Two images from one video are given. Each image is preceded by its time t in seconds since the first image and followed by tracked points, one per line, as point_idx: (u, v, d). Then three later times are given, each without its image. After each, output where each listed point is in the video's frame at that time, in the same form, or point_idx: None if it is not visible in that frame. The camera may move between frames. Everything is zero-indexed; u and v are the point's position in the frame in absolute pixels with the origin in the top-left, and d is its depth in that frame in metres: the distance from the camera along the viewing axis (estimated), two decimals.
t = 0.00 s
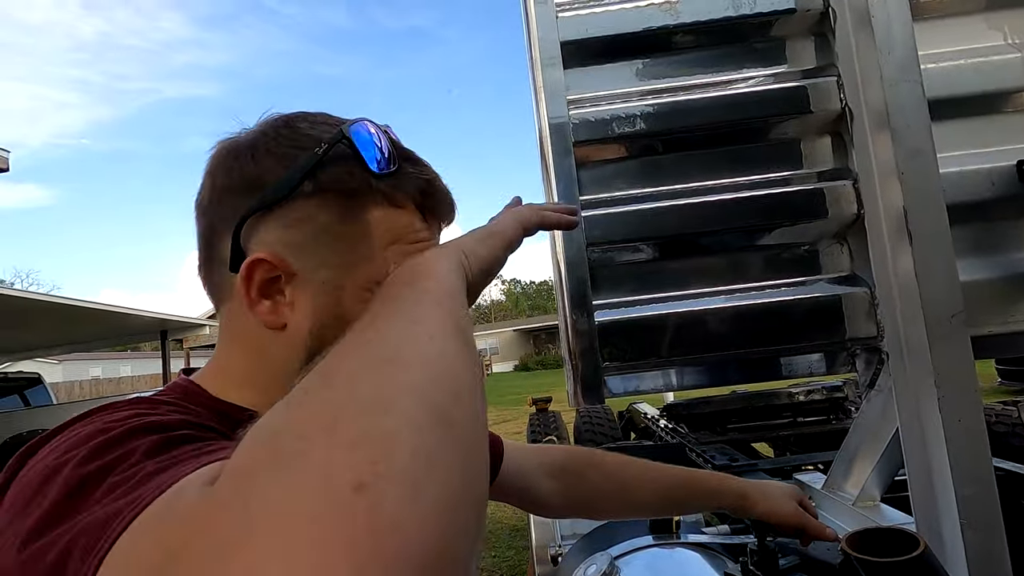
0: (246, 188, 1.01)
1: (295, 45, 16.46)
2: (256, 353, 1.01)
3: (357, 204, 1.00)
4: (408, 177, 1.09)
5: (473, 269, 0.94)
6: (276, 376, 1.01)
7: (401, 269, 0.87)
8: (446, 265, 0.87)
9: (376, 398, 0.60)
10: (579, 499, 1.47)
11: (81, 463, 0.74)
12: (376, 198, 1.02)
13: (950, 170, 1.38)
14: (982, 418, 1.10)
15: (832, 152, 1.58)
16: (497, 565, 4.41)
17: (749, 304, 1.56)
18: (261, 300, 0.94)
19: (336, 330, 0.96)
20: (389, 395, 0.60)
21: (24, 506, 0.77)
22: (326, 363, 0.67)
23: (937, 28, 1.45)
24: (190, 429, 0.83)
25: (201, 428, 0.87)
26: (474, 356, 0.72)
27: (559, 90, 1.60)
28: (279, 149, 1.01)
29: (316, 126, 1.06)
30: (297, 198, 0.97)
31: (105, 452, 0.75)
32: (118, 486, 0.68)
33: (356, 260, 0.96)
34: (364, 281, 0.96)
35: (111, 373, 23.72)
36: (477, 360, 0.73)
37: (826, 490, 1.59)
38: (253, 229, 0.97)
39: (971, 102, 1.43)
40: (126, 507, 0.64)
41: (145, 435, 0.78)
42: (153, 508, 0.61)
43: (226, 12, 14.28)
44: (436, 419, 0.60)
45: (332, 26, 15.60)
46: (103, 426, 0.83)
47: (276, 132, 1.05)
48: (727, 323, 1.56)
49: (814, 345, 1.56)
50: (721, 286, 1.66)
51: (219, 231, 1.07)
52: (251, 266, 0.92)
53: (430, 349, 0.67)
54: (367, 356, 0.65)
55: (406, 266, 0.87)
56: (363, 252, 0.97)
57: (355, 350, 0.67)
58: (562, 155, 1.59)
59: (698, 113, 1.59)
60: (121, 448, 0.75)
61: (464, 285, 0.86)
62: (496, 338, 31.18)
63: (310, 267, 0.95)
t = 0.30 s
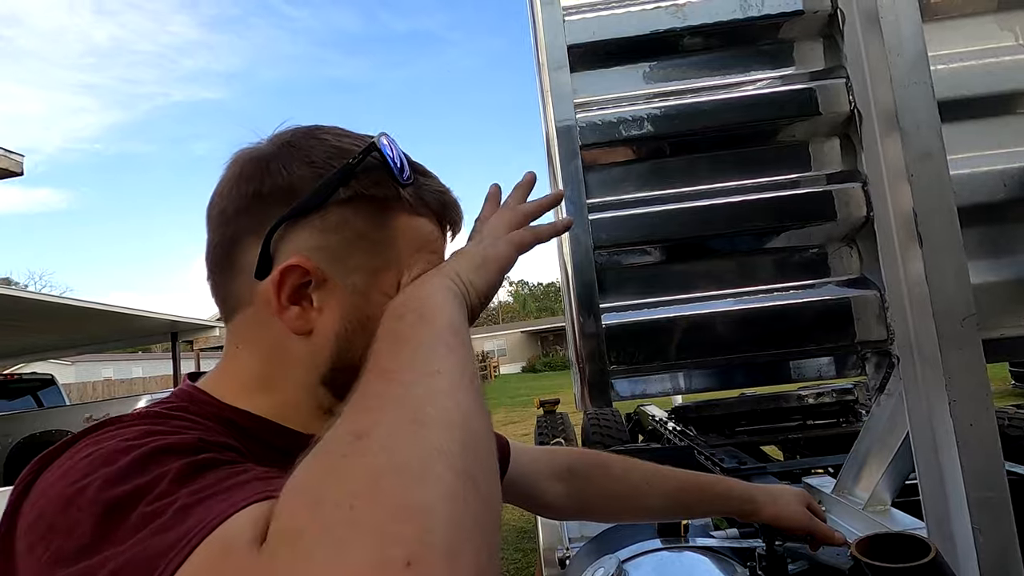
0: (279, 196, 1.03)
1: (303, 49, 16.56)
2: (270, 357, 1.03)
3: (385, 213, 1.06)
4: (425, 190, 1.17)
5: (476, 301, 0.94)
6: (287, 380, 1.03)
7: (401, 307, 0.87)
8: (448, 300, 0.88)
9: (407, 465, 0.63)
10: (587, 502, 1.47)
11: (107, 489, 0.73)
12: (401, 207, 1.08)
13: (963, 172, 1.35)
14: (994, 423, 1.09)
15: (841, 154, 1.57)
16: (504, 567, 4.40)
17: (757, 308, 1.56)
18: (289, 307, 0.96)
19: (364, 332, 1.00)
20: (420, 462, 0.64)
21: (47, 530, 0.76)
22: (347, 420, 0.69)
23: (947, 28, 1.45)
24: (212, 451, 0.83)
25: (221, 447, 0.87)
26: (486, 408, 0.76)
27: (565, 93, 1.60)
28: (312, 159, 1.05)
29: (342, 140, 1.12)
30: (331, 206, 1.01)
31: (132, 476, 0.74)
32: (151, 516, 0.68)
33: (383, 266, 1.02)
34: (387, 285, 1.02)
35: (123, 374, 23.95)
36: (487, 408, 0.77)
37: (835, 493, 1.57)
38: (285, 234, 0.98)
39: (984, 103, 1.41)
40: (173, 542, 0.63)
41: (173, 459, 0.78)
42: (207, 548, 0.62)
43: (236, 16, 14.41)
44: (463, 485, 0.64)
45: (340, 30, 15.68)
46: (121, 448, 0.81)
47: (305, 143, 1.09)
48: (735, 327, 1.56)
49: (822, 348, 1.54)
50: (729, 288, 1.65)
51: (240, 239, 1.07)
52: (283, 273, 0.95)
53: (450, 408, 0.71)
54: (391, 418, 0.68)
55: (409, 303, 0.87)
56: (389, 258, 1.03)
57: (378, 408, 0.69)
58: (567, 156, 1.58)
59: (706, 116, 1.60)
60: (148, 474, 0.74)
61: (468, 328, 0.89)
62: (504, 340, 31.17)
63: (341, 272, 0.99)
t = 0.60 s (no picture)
0: (307, 197, 1.04)
1: (313, 52, 16.67)
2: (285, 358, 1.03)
3: (408, 215, 1.07)
4: (444, 194, 1.18)
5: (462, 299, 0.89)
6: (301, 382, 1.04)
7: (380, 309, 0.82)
8: (431, 303, 0.82)
9: (384, 474, 0.59)
10: (597, 505, 1.46)
11: (108, 493, 0.72)
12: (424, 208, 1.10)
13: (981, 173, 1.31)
14: (1014, 427, 1.06)
15: (855, 154, 1.56)
16: (514, 570, 4.38)
17: (770, 309, 1.54)
18: (314, 303, 0.98)
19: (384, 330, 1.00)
20: (397, 472, 0.60)
21: (52, 529, 0.76)
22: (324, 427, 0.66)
23: (963, 25, 1.43)
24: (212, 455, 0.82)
25: (222, 452, 0.86)
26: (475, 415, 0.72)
27: (575, 95, 1.62)
28: (339, 162, 1.07)
29: (367, 145, 1.13)
30: (357, 206, 1.02)
31: (130, 482, 0.73)
32: (144, 522, 0.68)
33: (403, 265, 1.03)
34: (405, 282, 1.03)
35: (135, 375, 24.19)
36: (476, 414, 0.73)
37: (849, 498, 1.55)
38: (315, 233, 0.99)
39: (1003, 100, 1.38)
40: (156, 552, 0.64)
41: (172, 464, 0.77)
42: (187, 555, 0.62)
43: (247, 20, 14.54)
44: (444, 496, 0.60)
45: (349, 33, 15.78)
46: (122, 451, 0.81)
47: (330, 147, 1.11)
48: (747, 329, 1.55)
49: (836, 349, 1.53)
50: (741, 290, 1.64)
51: (264, 240, 1.07)
52: (310, 270, 0.96)
53: (434, 414, 0.67)
54: (369, 424, 0.64)
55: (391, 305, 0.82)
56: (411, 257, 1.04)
57: (356, 413, 0.66)
58: (579, 158, 1.61)
59: (716, 116, 1.59)
60: (146, 479, 0.74)
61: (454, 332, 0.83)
62: (512, 341, 31.15)
63: (365, 270, 0.99)
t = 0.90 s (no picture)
0: (343, 198, 1.06)
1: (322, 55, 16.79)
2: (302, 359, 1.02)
3: (434, 225, 1.11)
4: (464, 210, 1.24)
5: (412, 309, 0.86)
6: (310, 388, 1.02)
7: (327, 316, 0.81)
8: (373, 315, 0.80)
9: (297, 546, 0.56)
10: (607, 508, 1.46)
11: (76, 526, 0.70)
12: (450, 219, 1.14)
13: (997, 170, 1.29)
14: None
15: (868, 153, 1.54)
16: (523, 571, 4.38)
17: (782, 310, 1.53)
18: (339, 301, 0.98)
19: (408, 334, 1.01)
20: (309, 540, 0.57)
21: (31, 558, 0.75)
22: (238, 484, 0.61)
23: (976, 23, 1.42)
24: (188, 480, 0.79)
25: (196, 472, 0.82)
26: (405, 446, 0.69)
27: (585, 96, 1.64)
28: (373, 169, 1.11)
29: (396, 156, 1.18)
30: (389, 212, 1.05)
31: (95, 516, 0.71)
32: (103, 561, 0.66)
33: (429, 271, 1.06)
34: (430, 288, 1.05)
35: (148, 376, 24.44)
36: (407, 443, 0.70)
37: (863, 501, 1.52)
38: (348, 233, 1.02)
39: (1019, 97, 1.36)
40: None
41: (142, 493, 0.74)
42: None
43: (258, 24, 14.68)
44: (357, 564, 0.58)
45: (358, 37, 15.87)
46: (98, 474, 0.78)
47: (365, 155, 1.14)
48: (758, 330, 1.54)
49: (848, 351, 1.53)
50: (752, 291, 1.63)
51: (293, 237, 1.06)
52: (339, 266, 0.98)
53: (354, 463, 0.63)
54: (286, 483, 0.60)
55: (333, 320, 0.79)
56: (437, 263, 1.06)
57: (273, 468, 0.61)
58: (589, 159, 1.62)
59: (726, 116, 1.58)
60: (113, 510, 0.71)
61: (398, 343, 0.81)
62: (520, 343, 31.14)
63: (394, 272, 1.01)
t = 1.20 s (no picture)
0: (320, 194, 1.08)
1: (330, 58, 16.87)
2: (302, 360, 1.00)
3: (417, 223, 1.08)
4: (462, 208, 1.19)
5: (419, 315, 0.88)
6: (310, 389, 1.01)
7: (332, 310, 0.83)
8: (384, 306, 0.83)
9: (227, 539, 0.55)
10: (616, 509, 1.45)
11: (41, 522, 0.70)
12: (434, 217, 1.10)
13: (1012, 167, 1.27)
14: None
15: (879, 151, 1.52)
16: (530, 572, 4.37)
17: (791, 310, 1.52)
18: (312, 299, 0.99)
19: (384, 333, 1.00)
20: (245, 531, 0.56)
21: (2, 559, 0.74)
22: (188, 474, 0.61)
23: (988, 19, 1.39)
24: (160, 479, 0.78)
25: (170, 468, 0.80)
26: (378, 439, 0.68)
27: (592, 93, 1.63)
28: (356, 166, 1.12)
29: (389, 153, 1.18)
30: (366, 208, 1.04)
31: (61, 512, 0.70)
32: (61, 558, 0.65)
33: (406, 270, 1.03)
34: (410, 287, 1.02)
35: (158, 377, 24.67)
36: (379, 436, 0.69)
37: (875, 504, 1.50)
38: (322, 229, 1.02)
39: None
40: None
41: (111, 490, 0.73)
42: None
43: (267, 28, 14.79)
44: (291, 565, 0.56)
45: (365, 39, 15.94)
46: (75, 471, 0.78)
47: (353, 152, 1.15)
48: (767, 329, 1.53)
49: (860, 351, 1.51)
50: (762, 290, 1.61)
51: (278, 232, 1.10)
52: (310, 266, 0.98)
53: (310, 454, 0.63)
54: (229, 474, 0.60)
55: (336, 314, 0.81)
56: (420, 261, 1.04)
57: (222, 458, 0.61)
58: (597, 157, 1.60)
59: (735, 114, 1.56)
60: (79, 508, 0.71)
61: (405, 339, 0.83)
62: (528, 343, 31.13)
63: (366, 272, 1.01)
